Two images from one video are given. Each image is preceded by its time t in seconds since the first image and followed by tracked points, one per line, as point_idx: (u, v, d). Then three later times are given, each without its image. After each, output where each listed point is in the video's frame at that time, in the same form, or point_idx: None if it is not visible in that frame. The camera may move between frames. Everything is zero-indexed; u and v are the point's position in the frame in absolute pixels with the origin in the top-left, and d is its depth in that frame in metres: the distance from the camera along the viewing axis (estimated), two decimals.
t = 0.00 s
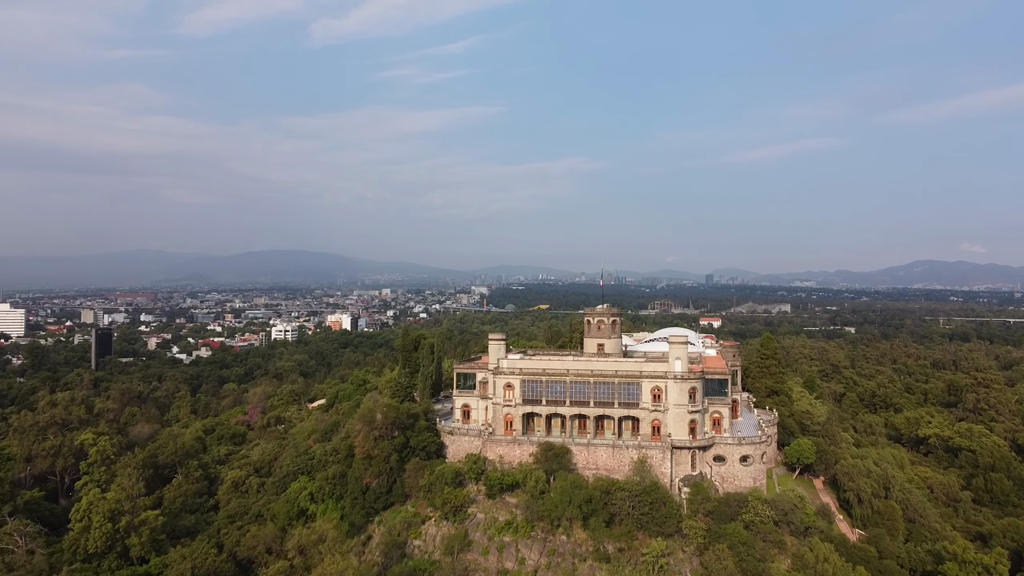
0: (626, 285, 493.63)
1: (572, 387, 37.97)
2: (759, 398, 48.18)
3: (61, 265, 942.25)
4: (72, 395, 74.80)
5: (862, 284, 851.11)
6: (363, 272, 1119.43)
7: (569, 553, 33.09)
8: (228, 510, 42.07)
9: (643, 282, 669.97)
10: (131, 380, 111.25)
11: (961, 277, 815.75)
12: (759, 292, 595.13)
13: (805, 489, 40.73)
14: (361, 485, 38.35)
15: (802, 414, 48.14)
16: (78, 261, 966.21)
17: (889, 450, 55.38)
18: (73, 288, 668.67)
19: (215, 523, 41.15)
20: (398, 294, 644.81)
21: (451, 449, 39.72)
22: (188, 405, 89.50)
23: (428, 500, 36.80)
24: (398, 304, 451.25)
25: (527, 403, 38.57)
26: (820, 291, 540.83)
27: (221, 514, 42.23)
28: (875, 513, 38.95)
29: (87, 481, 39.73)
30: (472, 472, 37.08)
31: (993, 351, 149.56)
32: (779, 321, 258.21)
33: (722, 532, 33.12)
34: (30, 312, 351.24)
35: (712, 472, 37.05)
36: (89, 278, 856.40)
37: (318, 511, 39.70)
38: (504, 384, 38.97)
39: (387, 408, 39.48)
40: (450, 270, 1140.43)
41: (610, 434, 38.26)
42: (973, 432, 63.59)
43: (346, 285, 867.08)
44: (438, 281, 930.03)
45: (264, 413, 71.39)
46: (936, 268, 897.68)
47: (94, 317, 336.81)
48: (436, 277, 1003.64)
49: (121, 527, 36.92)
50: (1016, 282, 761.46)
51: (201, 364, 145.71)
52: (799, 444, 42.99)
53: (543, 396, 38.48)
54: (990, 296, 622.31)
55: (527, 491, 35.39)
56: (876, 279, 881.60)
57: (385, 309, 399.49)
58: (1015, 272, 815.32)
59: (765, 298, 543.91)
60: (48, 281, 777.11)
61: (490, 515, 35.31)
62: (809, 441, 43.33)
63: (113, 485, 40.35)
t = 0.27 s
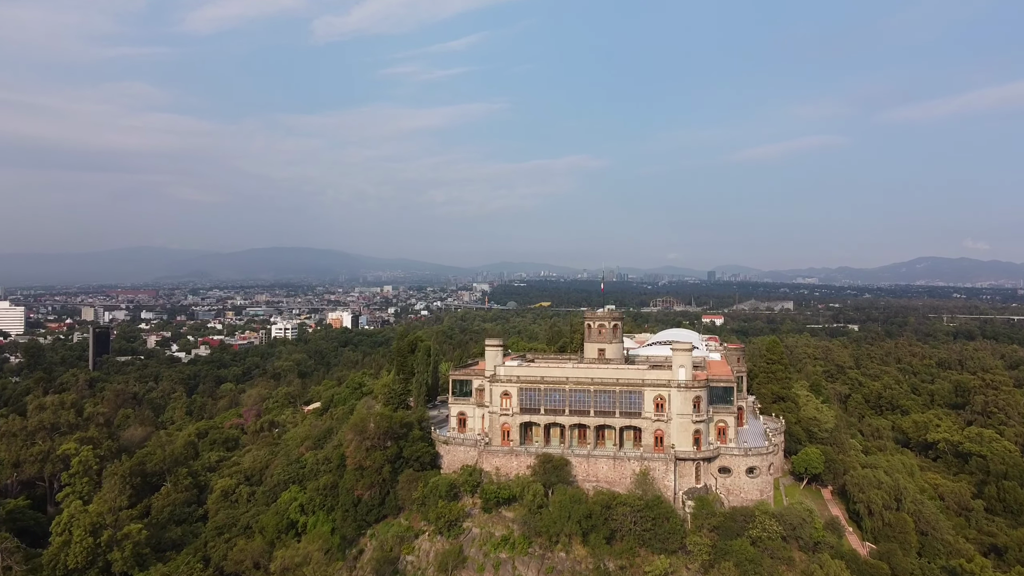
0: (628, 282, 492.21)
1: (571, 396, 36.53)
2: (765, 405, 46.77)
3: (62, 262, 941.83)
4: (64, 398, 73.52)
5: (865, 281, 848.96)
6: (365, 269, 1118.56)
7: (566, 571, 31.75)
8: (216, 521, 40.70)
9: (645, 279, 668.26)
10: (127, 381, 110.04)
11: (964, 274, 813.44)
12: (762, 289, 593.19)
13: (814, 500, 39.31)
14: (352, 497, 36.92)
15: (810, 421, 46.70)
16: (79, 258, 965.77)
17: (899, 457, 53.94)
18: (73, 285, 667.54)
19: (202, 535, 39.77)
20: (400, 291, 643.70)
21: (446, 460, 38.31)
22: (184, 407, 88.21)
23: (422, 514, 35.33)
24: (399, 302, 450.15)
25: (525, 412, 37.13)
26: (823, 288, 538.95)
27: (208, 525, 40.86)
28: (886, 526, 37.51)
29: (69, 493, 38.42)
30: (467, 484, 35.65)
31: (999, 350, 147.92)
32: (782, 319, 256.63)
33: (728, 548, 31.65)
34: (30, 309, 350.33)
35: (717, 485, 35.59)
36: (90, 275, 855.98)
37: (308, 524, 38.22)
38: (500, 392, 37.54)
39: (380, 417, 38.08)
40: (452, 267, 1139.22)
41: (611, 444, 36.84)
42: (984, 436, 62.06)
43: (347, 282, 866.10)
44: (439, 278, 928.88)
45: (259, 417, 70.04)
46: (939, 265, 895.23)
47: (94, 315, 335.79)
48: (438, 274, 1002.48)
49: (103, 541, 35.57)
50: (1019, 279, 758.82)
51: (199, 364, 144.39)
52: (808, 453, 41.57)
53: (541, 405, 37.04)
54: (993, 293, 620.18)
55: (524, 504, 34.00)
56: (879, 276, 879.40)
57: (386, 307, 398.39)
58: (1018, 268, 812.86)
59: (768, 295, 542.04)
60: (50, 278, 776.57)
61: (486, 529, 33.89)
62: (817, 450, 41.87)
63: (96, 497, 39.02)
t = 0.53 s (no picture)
0: (630, 267, 490.65)
1: (570, 394, 35.12)
2: (772, 401, 45.40)
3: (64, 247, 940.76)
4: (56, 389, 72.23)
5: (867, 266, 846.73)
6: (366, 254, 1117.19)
7: None
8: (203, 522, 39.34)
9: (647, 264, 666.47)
10: (123, 369, 108.84)
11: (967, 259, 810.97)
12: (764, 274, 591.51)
13: (822, 501, 37.98)
14: (343, 499, 35.60)
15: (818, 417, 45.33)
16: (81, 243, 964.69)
17: (907, 452, 52.64)
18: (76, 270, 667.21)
19: (190, 536, 38.42)
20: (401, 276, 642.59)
21: (440, 460, 36.93)
22: (179, 396, 87.01)
23: (414, 517, 33.99)
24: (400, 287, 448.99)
25: (522, 411, 35.73)
26: (825, 273, 537.17)
27: (195, 526, 39.52)
28: (897, 528, 36.18)
29: (50, 494, 37.09)
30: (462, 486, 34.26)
31: (1004, 337, 146.55)
32: (785, 304, 255.11)
33: (733, 554, 30.30)
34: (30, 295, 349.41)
35: (722, 487, 34.21)
36: (91, 260, 855.03)
37: (297, 525, 36.82)
38: (497, 390, 36.10)
39: (372, 416, 36.69)
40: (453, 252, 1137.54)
41: (611, 444, 35.46)
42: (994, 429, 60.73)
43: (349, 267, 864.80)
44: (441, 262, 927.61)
45: (254, 409, 68.79)
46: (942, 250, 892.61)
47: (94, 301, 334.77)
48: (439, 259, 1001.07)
49: (84, 545, 34.19)
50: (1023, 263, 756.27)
51: (197, 351, 143.03)
52: (816, 451, 40.20)
53: (539, 404, 35.62)
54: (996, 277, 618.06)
55: (521, 507, 32.69)
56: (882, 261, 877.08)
57: (387, 292, 397.14)
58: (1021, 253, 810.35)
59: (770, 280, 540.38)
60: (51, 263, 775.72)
61: (481, 534, 32.56)
62: (826, 449, 40.49)
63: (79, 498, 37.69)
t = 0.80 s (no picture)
0: (632, 245, 488.63)
1: (569, 386, 33.76)
2: (777, 390, 44.03)
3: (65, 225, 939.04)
4: (48, 373, 71.08)
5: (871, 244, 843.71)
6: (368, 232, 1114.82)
7: None
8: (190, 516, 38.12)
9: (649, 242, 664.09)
10: (120, 351, 107.72)
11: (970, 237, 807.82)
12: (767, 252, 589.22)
13: (829, 496, 36.70)
14: (334, 495, 34.43)
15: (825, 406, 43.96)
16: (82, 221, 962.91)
17: (916, 441, 51.34)
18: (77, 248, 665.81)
19: (176, 531, 37.10)
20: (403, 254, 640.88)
21: (434, 454, 35.67)
22: (175, 380, 85.88)
23: (407, 514, 32.84)
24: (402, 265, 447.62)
25: (519, 403, 34.41)
26: (828, 251, 534.94)
27: (182, 520, 38.35)
28: (907, 524, 34.96)
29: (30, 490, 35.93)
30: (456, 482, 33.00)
31: (1011, 318, 144.92)
32: (788, 283, 253.34)
33: (738, 556, 29.06)
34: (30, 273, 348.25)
35: (727, 483, 32.91)
36: (92, 238, 853.59)
37: (286, 520, 35.51)
38: (493, 381, 34.75)
39: (364, 408, 35.38)
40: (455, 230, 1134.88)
41: (612, 438, 34.18)
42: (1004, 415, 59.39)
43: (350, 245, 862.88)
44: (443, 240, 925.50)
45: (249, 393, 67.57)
46: (946, 227, 889.07)
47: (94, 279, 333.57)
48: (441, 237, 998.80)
49: (64, 542, 32.95)
50: None
51: (195, 332, 141.72)
52: (823, 443, 38.85)
53: (536, 396, 34.28)
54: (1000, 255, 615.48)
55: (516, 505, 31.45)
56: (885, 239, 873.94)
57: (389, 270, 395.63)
58: None
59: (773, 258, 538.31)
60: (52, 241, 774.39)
61: (476, 532, 31.37)
62: (834, 441, 39.14)
63: (62, 493, 36.53)
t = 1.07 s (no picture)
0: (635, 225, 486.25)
1: (567, 383, 32.32)
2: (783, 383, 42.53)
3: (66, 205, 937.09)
4: (38, 361, 69.75)
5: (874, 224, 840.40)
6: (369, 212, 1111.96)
7: None
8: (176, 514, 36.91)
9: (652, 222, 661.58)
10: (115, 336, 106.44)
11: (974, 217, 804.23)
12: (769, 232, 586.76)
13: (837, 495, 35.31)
14: (323, 495, 33.05)
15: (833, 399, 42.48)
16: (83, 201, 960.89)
17: (925, 433, 49.91)
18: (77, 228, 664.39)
19: (161, 531, 35.91)
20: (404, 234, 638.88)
21: (427, 453, 34.30)
22: (170, 366, 84.59)
23: (397, 516, 31.50)
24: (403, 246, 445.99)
25: (516, 400, 33.00)
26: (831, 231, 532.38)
27: (167, 518, 37.07)
28: (918, 524, 33.60)
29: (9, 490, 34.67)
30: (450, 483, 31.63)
31: (1017, 300, 143.18)
32: (791, 264, 251.46)
33: (744, 563, 27.75)
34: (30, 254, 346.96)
35: (731, 484, 31.55)
36: (93, 218, 851.81)
37: (274, 521, 34.25)
38: (488, 377, 33.30)
39: (353, 405, 33.96)
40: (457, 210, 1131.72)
41: (612, 437, 32.81)
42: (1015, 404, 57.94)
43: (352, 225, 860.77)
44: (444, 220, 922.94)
45: (242, 381, 66.26)
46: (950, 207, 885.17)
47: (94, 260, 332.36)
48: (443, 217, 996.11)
49: (42, 545, 31.69)
50: None
51: (193, 315, 140.41)
52: (831, 439, 37.40)
53: (533, 393, 32.83)
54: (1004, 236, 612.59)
55: (512, 508, 30.10)
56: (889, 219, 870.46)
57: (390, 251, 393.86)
58: None
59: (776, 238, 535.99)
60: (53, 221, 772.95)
61: (470, 536, 30.08)
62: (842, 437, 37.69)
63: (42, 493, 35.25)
